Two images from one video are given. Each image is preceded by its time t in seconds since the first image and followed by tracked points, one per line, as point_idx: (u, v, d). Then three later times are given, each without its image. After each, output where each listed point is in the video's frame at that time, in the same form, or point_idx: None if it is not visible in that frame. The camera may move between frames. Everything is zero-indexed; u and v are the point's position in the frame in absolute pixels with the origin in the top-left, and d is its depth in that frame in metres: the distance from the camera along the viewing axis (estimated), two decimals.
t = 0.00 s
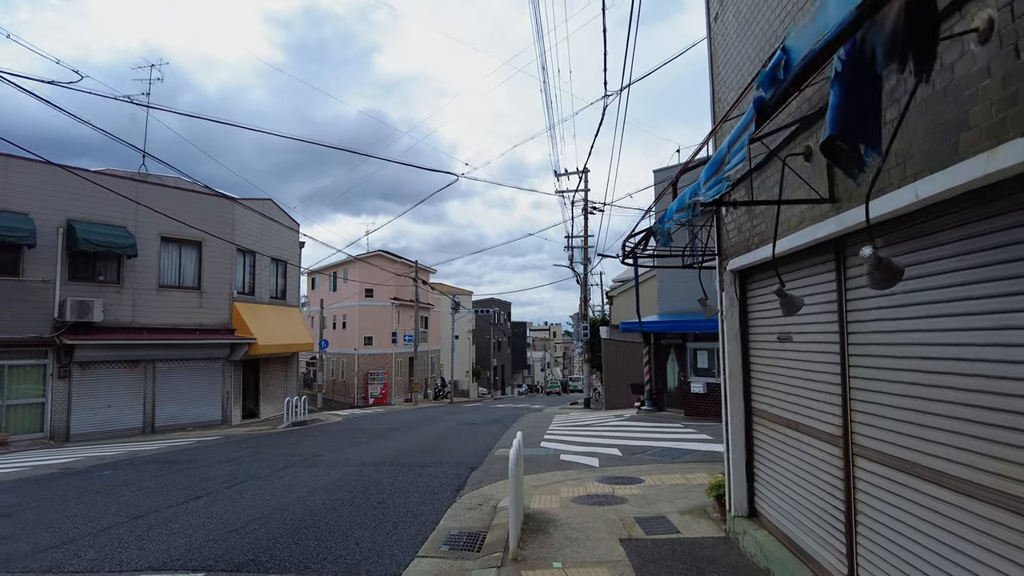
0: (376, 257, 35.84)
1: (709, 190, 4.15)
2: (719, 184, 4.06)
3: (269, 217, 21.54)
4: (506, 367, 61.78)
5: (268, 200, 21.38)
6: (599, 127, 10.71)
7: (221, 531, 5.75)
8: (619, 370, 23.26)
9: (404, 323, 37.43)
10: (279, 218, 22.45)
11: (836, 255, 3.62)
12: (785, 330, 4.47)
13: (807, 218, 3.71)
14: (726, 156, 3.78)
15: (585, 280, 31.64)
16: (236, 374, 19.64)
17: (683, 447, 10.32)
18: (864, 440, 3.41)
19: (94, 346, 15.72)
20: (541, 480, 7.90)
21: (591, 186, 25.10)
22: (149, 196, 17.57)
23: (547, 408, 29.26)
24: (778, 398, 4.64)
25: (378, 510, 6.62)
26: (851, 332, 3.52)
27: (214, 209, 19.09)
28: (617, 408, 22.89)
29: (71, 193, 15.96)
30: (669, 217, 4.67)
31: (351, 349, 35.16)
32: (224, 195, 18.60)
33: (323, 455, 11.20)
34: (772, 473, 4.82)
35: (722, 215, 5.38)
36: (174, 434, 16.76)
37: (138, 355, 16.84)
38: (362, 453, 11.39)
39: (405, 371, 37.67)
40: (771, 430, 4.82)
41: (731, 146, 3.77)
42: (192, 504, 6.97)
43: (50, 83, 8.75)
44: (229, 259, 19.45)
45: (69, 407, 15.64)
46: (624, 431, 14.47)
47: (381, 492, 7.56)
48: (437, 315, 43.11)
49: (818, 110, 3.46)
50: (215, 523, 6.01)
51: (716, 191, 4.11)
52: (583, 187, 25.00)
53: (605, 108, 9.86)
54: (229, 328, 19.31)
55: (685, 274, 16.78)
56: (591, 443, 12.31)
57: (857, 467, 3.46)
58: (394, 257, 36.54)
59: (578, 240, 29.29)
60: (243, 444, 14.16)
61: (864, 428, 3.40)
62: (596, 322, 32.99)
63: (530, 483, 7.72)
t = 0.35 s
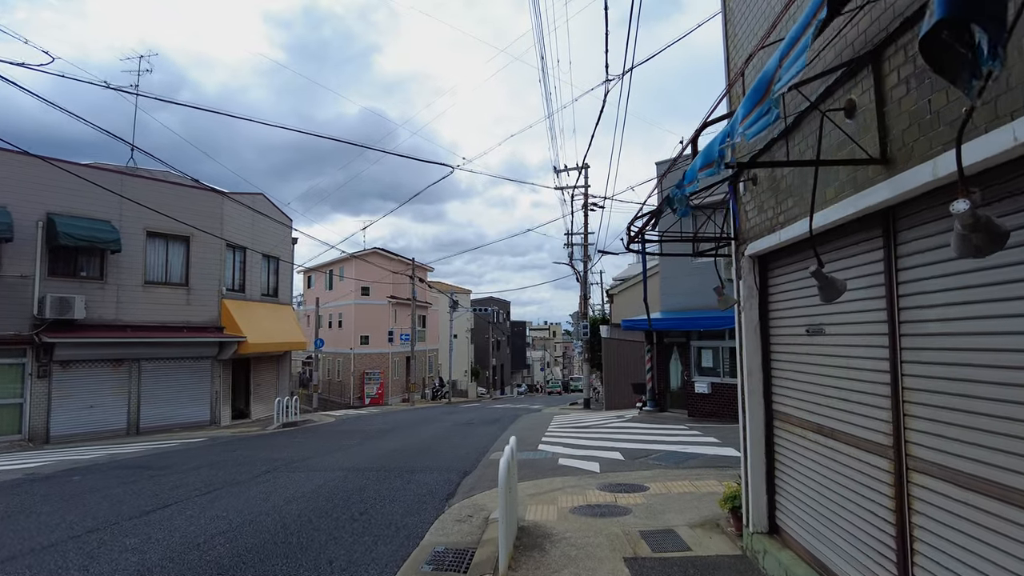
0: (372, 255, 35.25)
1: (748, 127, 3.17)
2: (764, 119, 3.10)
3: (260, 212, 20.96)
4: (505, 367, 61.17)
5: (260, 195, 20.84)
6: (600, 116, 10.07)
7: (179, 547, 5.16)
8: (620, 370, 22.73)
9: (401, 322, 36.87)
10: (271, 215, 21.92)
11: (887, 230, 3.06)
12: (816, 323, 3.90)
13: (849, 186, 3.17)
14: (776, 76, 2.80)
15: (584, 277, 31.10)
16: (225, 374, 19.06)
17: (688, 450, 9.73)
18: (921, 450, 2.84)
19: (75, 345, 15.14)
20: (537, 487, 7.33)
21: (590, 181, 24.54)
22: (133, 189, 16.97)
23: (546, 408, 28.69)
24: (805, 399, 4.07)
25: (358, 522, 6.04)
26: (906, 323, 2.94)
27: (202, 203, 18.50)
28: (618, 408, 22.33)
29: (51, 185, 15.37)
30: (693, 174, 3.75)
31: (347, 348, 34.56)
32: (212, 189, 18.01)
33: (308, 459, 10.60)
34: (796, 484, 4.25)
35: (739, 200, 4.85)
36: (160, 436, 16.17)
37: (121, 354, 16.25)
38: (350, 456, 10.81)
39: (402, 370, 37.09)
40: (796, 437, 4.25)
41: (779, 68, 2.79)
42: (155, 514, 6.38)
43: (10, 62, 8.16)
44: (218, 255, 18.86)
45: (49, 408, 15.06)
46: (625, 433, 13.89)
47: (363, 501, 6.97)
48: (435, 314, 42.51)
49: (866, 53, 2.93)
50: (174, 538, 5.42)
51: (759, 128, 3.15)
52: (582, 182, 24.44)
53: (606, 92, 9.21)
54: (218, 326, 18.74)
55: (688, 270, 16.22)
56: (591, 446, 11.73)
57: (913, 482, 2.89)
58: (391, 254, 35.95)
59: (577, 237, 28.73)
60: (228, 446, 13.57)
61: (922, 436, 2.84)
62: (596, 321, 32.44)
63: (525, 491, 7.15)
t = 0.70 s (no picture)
0: (368, 253, 34.70)
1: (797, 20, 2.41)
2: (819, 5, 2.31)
3: (249, 207, 20.42)
4: (503, 366, 60.64)
5: (250, 190, 20.37)
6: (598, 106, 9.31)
7: (127, 563, 4.62)
8: (619, 369, 22.22)
9: (396, 320, 36.34)
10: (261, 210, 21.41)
11: (944, 195, 2.56)
12: (849, 310, 3.39)
13: (897, 140, 2.74)
14: None
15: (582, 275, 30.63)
16: (213, 373, 18.52)
17: (690, 453, 9.21)
18: (992, 462, 2.32)
19: (54, 343, 14.59)
20: (530, 494, 6.80)
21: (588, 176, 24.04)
22: (116, 182, 16.40)
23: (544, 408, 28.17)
24: (835, 399, 3.56)
25: (332, 534, 5.51)
26: (970, 306, 2.43)
27: (188, 197, 17.95)
28: (617, 408, 21.83)
29: (29, 177, 14.83)
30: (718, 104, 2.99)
31: (341, 347, 34.00)
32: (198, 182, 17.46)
33: (292, 461, 10.06)
34: (822, 496, 3.74)
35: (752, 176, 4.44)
36: (143, 437, 15.62)
37: (104, 352, 15.70)
38: (336, 459, 10.27)
39: (398, 370, 36.56)
40: (822, 441, 3.74)
41: None
42: (112, 525, 5.84)
43: None
44: (205, 250, 18.31)
45: (27, 408, 14.50)
46: (624, 433, 13.37)
47: (342, 510, 6.44)
48: (431, 313, 41.98)
49: None
50: (125, 553, 4.88)
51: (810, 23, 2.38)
52: (580, 176, 23.93)
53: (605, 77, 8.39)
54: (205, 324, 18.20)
55: (687, 265, 15.56)
56: (589, 448, 11.20)
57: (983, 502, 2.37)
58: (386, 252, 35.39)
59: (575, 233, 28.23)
60: (211, 448, 13.03)
61: (993, 444, 2.32)
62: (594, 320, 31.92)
63: (517, 499, 6.63)
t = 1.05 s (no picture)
0: (364, 252, 34.14)
1: None
2: None
3: (241, 203, 19.89)
4: (502, 367, 60.03)
5: (242, 185, 19.80)
6: (600, 94, 8.59)
7: None
8: (619, 370, 21.71)
9: (392, 320, 35.81)
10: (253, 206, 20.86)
11: None
12: (908, 301, 2.99)
13: (986, 84, 2.37)
14: None
15: (582, 273, 30.09)
16: (201, 374, 17.98)
17: (698, 459, 8.66)
18: None
19: (34, 342, 14.04)
20: (526, 507, 6.27)
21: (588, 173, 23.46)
22: (100, 177, 15.85)
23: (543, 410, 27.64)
24: (887, 403, 3.14)
25: (307, 553, 4.98)
26: None
27: (177, 192, 17.42)
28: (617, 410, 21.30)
29: (7, 171, 14.27)
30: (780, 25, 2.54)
31: (337, 348, 33.45)
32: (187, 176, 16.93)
33: (276, 468, 9.51)
34: (870, 515, 3.30)
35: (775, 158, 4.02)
36: (127, 440, 15.07)
37: (86, 353, 15.14)
38: (323, 466, 9.71)
39: (394, 371, 36.01)
40: (868, 451, 3.31)
41: None
42: (67, 542, 5.31)
43: None
44: (193, 247, 17.77)
45: (5, 410, 13.95)
46: (627, 437, 12.83)
47: (322, 524, 5.89)
48: (429, 313, 41.41)
49: None
50: None
51: None
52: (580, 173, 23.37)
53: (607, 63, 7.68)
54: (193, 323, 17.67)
55: (689, 262, 14.98)
56: (589, 453, 10.67)
57: None
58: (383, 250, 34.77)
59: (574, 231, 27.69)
60: (195, 452, 12.46)
61: None
62: (593, 320, 31.37)
63: (513, 512, 6.10)
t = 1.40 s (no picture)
0: (359, 250, 33.55)
1: None
2: None
3: (230, 199, 19.32)
4: (499, 367, 59.41)
5: (232, 180, 19.21)
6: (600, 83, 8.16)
7: None
8: (618, 371, 21.14)
9: (388, 320, 35.25)
10: (243, 202, 20.30)
11: None
12: (979, 292, 2.45)
13: None
14: None
15: (581, 272, 29.53)
16: (187, 375, 17.42)
17: (704, 468, 8.10)
18: None
19: (9, 342, 13.46)
20: (518, 524, 5.71)
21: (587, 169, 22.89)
22: (81, 171, 15.28)
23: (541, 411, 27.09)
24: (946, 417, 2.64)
25: None
26: None
27: (162, 187, 16.85)
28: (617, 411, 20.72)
29: None
30: None
31: (331, 348, 32.89)
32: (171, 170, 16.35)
33: (255, 476, 8.95)
34: (920, 549, 2.80)
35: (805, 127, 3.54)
36: (108, 444, 14.50)
37: (66, 352, 14.57)
38: (305, 473, 9.16)
39: (390, 371, 35.44)
40: (919, 473, 2.80)
41: None
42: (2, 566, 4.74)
43: None
44: (179, 244, 17.20)
45: None
46: (627, 441, 12.26)
47: (291, 544, 5.32)
48: (426, 312, 40.84)
49: None
50: None
51: None
52: (579, 169, 22.78)
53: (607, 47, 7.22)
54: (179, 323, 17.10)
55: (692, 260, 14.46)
56: (587, 459, 10.11)
57: None
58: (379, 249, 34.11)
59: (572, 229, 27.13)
60: (174, 457, 11.89)
61: None
62: (592, 319, 30.79)
63: (503, 530, 5.54)
